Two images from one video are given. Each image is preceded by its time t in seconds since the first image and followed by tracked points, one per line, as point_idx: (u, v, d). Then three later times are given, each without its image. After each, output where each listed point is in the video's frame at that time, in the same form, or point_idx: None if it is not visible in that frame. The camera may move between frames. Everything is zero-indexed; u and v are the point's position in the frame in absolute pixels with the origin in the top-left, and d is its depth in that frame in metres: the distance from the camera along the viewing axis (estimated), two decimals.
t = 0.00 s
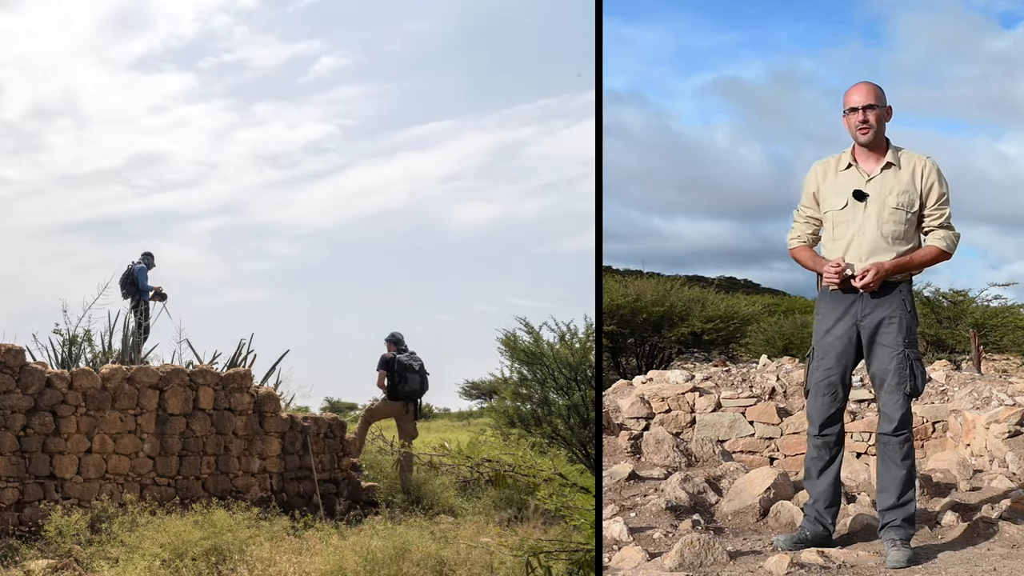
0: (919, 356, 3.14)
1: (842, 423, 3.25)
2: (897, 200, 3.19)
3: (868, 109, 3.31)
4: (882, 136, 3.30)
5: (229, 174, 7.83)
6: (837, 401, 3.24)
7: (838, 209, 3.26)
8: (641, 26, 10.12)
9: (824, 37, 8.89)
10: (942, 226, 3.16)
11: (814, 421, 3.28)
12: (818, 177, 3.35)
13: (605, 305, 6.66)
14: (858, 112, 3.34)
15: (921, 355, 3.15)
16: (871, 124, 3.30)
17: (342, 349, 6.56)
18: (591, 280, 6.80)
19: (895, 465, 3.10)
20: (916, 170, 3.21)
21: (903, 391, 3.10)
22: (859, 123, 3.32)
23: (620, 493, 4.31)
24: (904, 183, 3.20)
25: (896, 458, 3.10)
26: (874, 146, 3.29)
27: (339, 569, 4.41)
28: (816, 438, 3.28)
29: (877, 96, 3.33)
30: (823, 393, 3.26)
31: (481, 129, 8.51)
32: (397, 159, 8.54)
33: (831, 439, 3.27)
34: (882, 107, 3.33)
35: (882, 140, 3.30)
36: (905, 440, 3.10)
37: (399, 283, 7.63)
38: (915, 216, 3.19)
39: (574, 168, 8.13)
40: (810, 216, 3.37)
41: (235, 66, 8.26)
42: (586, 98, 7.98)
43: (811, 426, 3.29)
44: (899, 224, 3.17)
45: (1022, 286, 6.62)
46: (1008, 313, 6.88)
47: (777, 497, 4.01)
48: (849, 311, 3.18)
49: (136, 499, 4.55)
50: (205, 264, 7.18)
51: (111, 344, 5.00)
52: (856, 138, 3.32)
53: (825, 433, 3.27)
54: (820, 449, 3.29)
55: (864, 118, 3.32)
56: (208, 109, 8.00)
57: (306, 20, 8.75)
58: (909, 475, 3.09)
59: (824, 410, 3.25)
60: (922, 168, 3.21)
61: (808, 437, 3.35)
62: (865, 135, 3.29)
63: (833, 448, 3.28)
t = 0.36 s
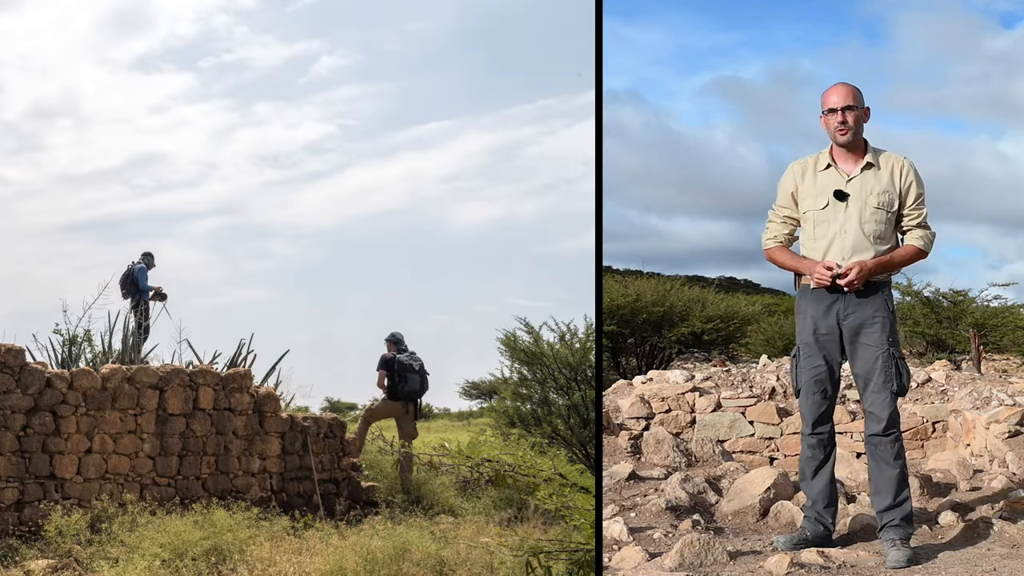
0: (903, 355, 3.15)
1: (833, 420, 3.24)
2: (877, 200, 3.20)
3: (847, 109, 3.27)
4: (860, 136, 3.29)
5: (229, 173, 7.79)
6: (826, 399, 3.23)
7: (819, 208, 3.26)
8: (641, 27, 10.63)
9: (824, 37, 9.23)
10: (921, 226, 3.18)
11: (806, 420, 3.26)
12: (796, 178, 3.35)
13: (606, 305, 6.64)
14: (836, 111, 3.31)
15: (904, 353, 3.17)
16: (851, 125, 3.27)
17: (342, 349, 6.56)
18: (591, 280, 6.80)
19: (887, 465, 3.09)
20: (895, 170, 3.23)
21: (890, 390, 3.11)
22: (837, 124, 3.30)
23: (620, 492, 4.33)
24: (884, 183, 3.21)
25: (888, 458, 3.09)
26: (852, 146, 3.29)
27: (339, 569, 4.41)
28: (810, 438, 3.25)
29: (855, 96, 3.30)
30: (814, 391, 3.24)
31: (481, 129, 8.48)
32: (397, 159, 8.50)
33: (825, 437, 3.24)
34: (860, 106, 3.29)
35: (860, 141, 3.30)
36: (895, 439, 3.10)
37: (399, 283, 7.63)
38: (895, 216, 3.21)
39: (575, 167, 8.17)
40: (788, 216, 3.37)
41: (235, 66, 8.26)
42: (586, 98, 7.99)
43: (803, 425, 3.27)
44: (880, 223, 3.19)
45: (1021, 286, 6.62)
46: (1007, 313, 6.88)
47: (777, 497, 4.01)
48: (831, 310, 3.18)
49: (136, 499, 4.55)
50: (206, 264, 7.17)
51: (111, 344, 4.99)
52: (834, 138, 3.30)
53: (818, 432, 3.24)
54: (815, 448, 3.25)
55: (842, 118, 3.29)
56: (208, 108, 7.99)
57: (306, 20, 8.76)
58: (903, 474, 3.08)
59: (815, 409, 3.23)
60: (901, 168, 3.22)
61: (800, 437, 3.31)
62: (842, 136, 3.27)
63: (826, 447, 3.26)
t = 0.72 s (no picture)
0: (891, 353, 3.15)
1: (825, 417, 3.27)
2: (861, 201, 3.19)
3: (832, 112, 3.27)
4: (847, 141, 3.28)
5: (228, 173, 7.79)
6: (817, 396, 3.26)
7: (804, 210, 3.26)
8: (641, 27, 10.67)
9: (824, 37, 9.34)
10: (905, 226, 3.17)
11: (797, 418, 3.29)
12: (781, 181, 3.35)
13: (606, 305, 6.64)
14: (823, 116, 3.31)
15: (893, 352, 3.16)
16: (838, 129, 3.26)
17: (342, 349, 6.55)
18: (591, 280, 6.79)
19: (880, 465, 3.09)
20: (879, 172, 3.21)
21: (879, 389, 3.10)
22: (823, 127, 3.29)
23: (620, 493, 4.33)
24: (868, 184, 3.20)
25: (881, 458, 3.09)
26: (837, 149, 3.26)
27: (339, 570, 4.41)
28: (804, 435, 3.28)
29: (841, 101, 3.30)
30: (803, 390, 3.27)
31: (481, 129, 8.47)
32: (397, 159, 8.49)
33: (817, 435, 3.27)
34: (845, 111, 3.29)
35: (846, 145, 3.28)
36: (888, 439, 3.10)
37: (399, 283, 7.63)
38: (880, 216, 3.20)
39: (574, 168, 8.07)
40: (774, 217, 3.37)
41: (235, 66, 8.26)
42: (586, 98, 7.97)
43: (795, 423, 3.30)
44: (865, 224, 3.18)
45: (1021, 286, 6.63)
46: (1008, 313, 6.87)
47: (777, 497, 4.00)
48: (815, 311, 3.20)
49: (136, 499, 4.55)
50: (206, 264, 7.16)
51: (111, 344, 4.99)
52: (820, 141, 3.29)
53: (809, 429, 3.27)
54: (808, 445, 3.27)
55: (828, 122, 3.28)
56: (208, 108, 7.98)
57: (306, 20, 8.76)
58: (899, 473, 3.08)
59: (805, 406, 3.26)
60: (886, 169, 3.20)
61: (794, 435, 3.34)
62: (828, 138, 3.26)
63: (820, 444, 3.28)
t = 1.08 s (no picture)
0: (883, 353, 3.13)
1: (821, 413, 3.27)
2: (847, 201, 3.17)
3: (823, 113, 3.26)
4: (834, 143, 3.27)
5: (228, 174, 7.78)
6: (811, 395, 3.26)
7: (790, 213, 3.25)
8: (641, 27, 10.68)
9: (824, 37, 9.44)
10: (893, 227, 3.18)
11: (792, 417, 3.29)
12: (768, 184, 3.33)
13: (606, 305, 6.64)
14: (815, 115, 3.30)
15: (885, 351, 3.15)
16: (827, 130, 3.26)
17: (342, 348, 6.55)
18: (591, 280, 6.79)
19: (875, 464, 3.09)
20: (865, 173, 3.20)
21: (871, 390, 3.10)
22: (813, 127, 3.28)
23: (620, 493, 4.33)
24: (854, 185, 3.19)
25: (876, 457, 3.08)
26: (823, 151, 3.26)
27: (339, 569, 4.41)
28: (801, 431, 3.28)
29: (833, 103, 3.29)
30: (797, 389, 3.27)
31: (481, 129, 8.47)
32: (397, 159, 8.48)
33: (816, 429, 3.27)
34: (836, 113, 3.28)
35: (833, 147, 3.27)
36: (882, 438, 3.09)
37: (399, 283, 7.63)
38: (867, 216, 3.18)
39: (574, 168, 8.06)
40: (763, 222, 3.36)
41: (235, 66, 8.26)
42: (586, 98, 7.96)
43: (790, 422, 3.30)
44: (852, 223, 3.16)
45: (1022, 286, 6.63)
46: (1008, 313, 6.87)
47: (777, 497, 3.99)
48: (806, 312, 3.19)
49: (136, 499, 4.55)
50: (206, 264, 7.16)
51: (111, 344, 4.99)
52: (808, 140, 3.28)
53: (805, 427, 3.27)
54: (805, 443, 3.28)
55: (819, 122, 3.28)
56: (208, 109, 7.98)
57: (306, 20, 8.76)
58: (894, 473, 3.08)
59: (799, 405, 3.26)
60: (871, 170, 3.19)
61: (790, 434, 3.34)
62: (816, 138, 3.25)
63: (817, 442, 3.27)
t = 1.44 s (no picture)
0: (878, 352, 3.13)
1: (817, 413, 3.27)
2: (839, 202, 3.15)
3: (812, 115, 3.21)
4: (825, 144, 3.23)
5: (228, 174, 7.78)
6: (807, 395, 3.26)
7: (783, 215, 3.23)
8: (641, 27, 10.69)
9: (824, 37, 9.42)
10: (885, 227, 3.14)
11: (789, 417, 3.29)
12: (762, 186, 3.31)
13: (606, 305, 6.64)
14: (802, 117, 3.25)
15: (880, 351, 3.14)
16: (816, 133, 3.20)
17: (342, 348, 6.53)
18: (591, 280, 6.79)
19: (872, 464, 3.09)
20: (857, 173, 3.17)
21: (867, 390, 3.09)
22: (801, 130, 3.23)
23: (620, 492, 4.33)
24: (846, 185, 3.16)
25: (873, 456, 3.08)
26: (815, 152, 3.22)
27: (339, 570, 4.41)
28: (796, 432, 3.28)
29: (821, 103, 3.24)
30: (792, 389, 3.27)
31: (481, 129, 8.46)
32: (397, 159, 8.47)
33: (811, 430, 3.27)
34: (825, 114, 3.23)
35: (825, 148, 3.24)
36: (879, 437, 3.09)
37: (399, 283, 7.63)
38: (860, 216, 3.15)
39: (575, 168, 8.06)
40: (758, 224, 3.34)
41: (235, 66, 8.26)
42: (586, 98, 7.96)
43: (786, 422, 3.30)
44: (845, 224, 3.14)
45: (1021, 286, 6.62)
46: (1008, 313, 6.86)
47: (778, 497, 3.98)
48: (800, 313, 3.19)
49: (136, 499, 4.55)
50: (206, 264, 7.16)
51: (112, 344, 4.99)
52: (798, 143, 3.25)
53: (801, 427, 3.27)
54: (802, 442, 3.28)
55: (807, 125, 3.22)
56: (208, 109, 7.98)
57: (306, 20, 8.76)
58: (892, 472, 3.08)
59: (795, 405, 3.26)
60: (863, 170, 3.17)
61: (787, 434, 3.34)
62: (806, 142, 3.21)
63: (814, 441, 3.28)
